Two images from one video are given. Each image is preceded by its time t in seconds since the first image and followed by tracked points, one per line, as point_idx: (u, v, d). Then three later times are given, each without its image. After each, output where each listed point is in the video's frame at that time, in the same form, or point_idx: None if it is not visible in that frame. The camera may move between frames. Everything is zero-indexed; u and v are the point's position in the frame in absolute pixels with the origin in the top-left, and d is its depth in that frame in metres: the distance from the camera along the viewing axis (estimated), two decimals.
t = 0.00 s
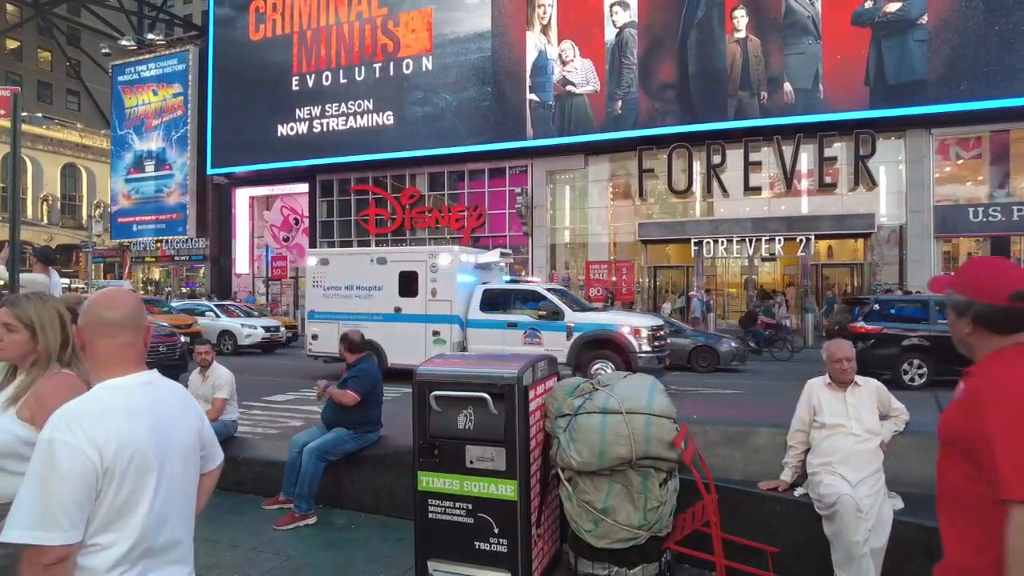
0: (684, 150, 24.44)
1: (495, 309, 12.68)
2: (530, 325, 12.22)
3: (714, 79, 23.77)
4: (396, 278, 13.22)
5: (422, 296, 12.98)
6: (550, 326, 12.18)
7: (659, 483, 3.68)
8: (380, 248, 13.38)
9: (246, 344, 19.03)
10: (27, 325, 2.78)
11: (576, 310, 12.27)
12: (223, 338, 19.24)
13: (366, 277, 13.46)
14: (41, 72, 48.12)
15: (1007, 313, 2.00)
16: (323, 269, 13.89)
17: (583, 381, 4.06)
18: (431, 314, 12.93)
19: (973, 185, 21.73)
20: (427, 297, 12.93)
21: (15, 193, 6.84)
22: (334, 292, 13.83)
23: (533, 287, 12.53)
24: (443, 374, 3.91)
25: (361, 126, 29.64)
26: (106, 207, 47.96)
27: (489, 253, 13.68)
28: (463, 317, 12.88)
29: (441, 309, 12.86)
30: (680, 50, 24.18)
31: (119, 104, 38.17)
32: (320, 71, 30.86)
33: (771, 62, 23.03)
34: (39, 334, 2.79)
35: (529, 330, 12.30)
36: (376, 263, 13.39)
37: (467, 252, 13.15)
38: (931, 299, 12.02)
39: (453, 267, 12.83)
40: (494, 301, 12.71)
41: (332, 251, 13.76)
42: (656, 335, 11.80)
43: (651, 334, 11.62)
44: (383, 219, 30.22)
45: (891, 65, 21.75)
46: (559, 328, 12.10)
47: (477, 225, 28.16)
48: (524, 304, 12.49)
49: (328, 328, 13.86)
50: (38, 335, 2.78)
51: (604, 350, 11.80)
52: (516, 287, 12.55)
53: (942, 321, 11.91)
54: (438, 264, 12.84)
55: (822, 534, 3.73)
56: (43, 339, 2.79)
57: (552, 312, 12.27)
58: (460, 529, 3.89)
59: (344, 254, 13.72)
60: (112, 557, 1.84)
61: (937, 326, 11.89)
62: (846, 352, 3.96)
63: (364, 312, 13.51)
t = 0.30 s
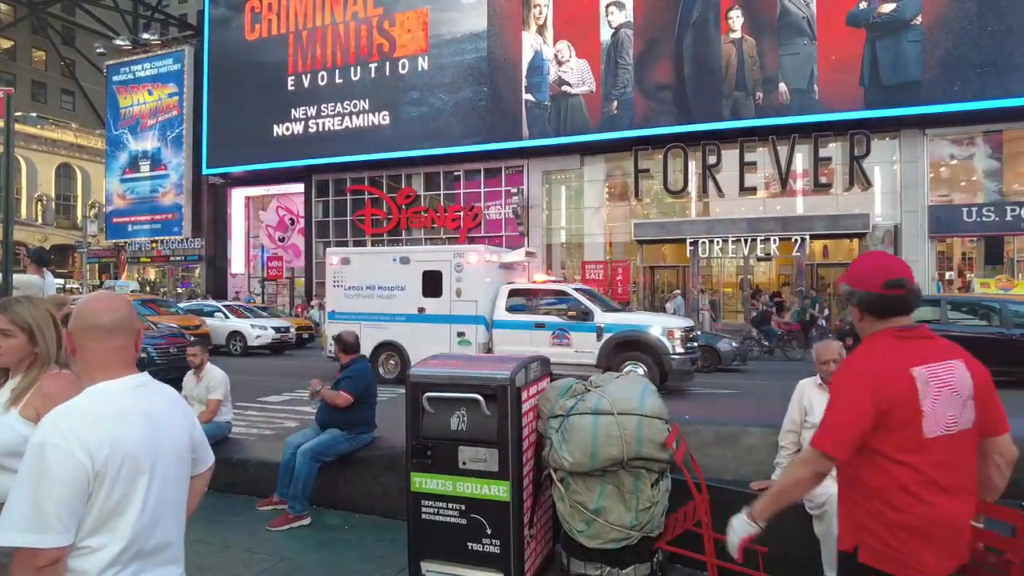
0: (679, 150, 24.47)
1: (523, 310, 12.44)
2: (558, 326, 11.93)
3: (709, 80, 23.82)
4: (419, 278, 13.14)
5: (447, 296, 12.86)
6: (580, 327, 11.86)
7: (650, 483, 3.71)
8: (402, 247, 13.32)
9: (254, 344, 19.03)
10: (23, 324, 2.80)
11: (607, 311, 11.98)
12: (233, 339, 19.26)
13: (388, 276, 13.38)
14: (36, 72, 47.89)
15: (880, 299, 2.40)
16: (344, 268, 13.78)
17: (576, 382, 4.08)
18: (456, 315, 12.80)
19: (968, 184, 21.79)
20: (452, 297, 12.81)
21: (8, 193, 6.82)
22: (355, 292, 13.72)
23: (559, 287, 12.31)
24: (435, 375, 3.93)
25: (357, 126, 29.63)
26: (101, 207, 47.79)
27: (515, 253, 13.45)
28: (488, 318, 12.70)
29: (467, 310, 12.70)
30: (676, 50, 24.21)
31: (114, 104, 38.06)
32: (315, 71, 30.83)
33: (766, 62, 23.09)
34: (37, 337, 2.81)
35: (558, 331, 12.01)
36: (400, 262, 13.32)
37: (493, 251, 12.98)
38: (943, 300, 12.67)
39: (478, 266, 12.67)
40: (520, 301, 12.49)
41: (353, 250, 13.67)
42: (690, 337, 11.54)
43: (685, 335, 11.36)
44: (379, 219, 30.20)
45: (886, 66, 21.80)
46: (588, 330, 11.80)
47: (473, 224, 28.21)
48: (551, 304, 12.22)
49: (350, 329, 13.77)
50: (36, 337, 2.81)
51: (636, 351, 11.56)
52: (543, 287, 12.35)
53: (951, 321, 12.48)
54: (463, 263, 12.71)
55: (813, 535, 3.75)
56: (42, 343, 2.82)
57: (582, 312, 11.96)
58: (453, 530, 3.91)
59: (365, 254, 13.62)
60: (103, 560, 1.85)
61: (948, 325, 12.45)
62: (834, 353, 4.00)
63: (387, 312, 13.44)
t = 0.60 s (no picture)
0: (671, 150, 24.54)
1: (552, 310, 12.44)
2: (590, 326, 11.94)
3: (702, 80, 23.87)
4: (444, 277, 13.06)
5: (473, 296, 12.78)
6: (612, 327, 11.88)
7: (639, 482, 3.71)
8: (426, 246, 13.23)
9: (260, 345, 18.89)
10: None
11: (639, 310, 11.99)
12: (239, 339, 19.10)
13: (412, 276, 13.30)
14: (26, 71, 47.54)
15: (805, 299, 2.73)
16: (366, 267, 13.68)
17: (565, 381, 4.09)
18: (482, 315, 12.74)
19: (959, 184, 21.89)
20: (478, 297, 12.74)
21: None
22: (377, 291, 13.66)
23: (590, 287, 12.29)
24: (424, 374, 3.93)
25: (350, 126, 29.57)
26: (92, 207, 47.52)
27: (541, 251, 13.41)
28: (516, 318, 12.67)
29: (494, 309, 12.65)
30: (669, 51, 24.27)
31: (105, 103, 37.83)
32: (308, 71, 30.76)
33: (758, 62, 23.16)
34: (14, 335, 2.74)
35: (589, 331, 12.00)
36: (424, 261, 13.23)
37: (519, 250, 12.90)
38: (950, 299, 12.75)
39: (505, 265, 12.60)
40: (549, 300, 12.47)
41: (376, 249, 13.54)
42: (725, 337, 11.53)
43: (721, 335, 11.36)
44: (372, 219, 30.15)
45: (877, 66, 21.91)
46: (621, 330, 11.82)
47: (466, 224, 28.22)
48: (581, 304, 12.23)
49: (372, 329, 13.71)
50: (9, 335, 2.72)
51: (670, 352, 11.53)
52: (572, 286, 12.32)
53: (960, 321, 12.51)
54: (490, 262, 12.63)
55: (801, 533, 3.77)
56: (18, 341, 2.75)
57: (614, 313, 11.97)
58: (443, 529, 3.90)
59: (387, 253, 13.51)
60: (85, 559, 1.84)
61: (955, 325, 12.54)
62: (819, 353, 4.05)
63: (410, 312, 13.37)
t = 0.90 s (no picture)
0: (660, 150, 24.62)
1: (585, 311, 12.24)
2: (625, 327, 11.89)
3: (691, 80, 23.94)
4: (469, 275, 12.51)
5: (501, 295, 12.25)
6: (647, 328, 11.86)
7: (625, 481, 3.72)
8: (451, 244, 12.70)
9: (259, 346, 18.77)
10: None
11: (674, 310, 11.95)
12: (238, 339, 18.97)
13: (435, 275, 12.78)
14: (11, 68, 47.03)
15: (742, 292, 3.06)
16: (388, 266, 13.18)
17: (551, 381, 4.09)
18: (510, 315, 12.23)
19: (946, 184, 22.08)
20: (506, 297, 12.22)
21: None
22: (398, 291, 13.17)
23: (624, 286, 12.24)
24: (410, 374, 3.91)
25: (339, 125, 29.44)
26: (78, 206, 47.08)
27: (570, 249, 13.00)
28: (545, 319, 12.25)
29: (523, 310, 12.18)
30: (658, 51, 24.32)
31: (91, 101, 37.50)
32: (297, 70, 30.61)
33: (747, 63, 23.27)
34: None
35: (623, 332, 11.97)
36: (448, 259, 12.69)
37: (549, 248, 12.41)
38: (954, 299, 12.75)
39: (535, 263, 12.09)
40: (581, 300, 12.24)
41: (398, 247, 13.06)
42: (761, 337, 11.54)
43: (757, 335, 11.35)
44: (361, 218, 30.06)
45: (864, 68, 22.06)
46: (657, 330, 11.79)
47: (456, 224, 28.20)
48: (615, 304, 12.16)
49: (395, 329, 13.18)
50: None
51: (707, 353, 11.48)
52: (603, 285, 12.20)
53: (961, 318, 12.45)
54: (519, 260, 12.12)
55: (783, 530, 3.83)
56: None
57: (650, 313, 11.94)
58: (429, 529, 3.89)
59: (410, 252, 13.01)
60: (60, 561, 1.82)
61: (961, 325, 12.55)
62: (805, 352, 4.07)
63: (434, 312, 12.84)
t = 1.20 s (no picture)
0: (644, 151, 24.76)
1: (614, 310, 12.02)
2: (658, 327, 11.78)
3: (674, 81, 24.07)
4: (494, 275, 12.47)
5: (527, 295, 12.24)
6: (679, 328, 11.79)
7: (603, 480, 3.73)
8: (475, 243, 12.64)
9: (248, 346, 18.61)
10: None
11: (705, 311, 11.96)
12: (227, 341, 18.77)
13: (459, 274, 12.71)
14: None
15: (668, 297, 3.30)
16: (410, 265, 13.02)
17: (531, 380, 4.10)
18: (536, 315, 12.22)
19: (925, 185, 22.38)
20: (533, 296, 12.22)
21: None
22: (420, 291, 13.01)
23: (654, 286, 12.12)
24: (389, 374, 3.90)
25: (322, 124, 29.26)
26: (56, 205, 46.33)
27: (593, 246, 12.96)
28: (573, 319, 12.20)
29: (551, 309, 12.15)
30: (642, 53, 24.42)
31: (69, 98, 36.93)
32: (280, 68, 30.38)
33: (729, 65, 23.44)
34: None
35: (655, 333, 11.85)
36: (473, 258, 12.63)
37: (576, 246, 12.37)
38: (950, 299, 12.97)
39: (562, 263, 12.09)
40: (608, 299, 12.08)
41: (421, 246, 12.90)
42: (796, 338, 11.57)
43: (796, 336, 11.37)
44: (345, 218, 29.93)
45: (845, 70, 22.29)
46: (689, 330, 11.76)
47: (440, 224, 28.16)
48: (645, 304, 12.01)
49: (416, 329, 13.00)
50: None
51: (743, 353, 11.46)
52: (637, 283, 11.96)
53: (963, 320, 12.76)
54: (547, 259, 12.11)
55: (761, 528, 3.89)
56: None
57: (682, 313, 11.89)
58: (407, 530, 3.88)
59: (432, 250, 12.88)
60: (25, 565, 1.81)
61: (957, 324, 12.77)
62: (783, 351, 4.11)
63: (458, 312, 12.74)
